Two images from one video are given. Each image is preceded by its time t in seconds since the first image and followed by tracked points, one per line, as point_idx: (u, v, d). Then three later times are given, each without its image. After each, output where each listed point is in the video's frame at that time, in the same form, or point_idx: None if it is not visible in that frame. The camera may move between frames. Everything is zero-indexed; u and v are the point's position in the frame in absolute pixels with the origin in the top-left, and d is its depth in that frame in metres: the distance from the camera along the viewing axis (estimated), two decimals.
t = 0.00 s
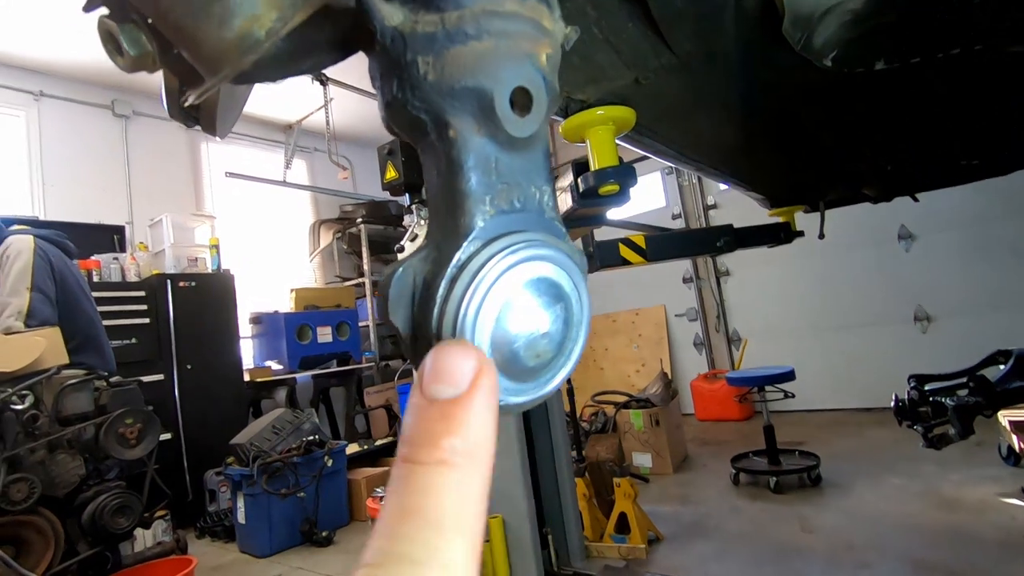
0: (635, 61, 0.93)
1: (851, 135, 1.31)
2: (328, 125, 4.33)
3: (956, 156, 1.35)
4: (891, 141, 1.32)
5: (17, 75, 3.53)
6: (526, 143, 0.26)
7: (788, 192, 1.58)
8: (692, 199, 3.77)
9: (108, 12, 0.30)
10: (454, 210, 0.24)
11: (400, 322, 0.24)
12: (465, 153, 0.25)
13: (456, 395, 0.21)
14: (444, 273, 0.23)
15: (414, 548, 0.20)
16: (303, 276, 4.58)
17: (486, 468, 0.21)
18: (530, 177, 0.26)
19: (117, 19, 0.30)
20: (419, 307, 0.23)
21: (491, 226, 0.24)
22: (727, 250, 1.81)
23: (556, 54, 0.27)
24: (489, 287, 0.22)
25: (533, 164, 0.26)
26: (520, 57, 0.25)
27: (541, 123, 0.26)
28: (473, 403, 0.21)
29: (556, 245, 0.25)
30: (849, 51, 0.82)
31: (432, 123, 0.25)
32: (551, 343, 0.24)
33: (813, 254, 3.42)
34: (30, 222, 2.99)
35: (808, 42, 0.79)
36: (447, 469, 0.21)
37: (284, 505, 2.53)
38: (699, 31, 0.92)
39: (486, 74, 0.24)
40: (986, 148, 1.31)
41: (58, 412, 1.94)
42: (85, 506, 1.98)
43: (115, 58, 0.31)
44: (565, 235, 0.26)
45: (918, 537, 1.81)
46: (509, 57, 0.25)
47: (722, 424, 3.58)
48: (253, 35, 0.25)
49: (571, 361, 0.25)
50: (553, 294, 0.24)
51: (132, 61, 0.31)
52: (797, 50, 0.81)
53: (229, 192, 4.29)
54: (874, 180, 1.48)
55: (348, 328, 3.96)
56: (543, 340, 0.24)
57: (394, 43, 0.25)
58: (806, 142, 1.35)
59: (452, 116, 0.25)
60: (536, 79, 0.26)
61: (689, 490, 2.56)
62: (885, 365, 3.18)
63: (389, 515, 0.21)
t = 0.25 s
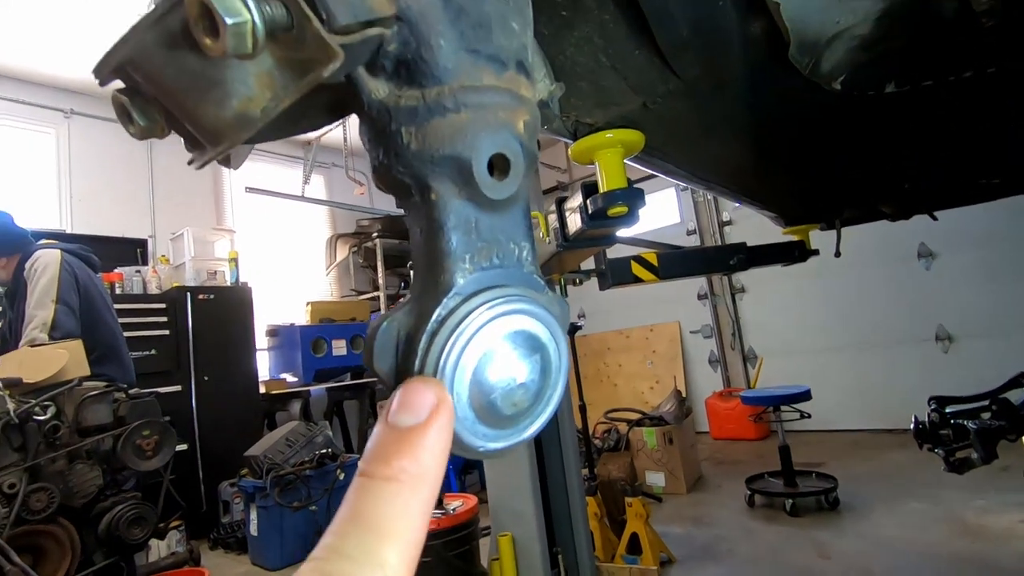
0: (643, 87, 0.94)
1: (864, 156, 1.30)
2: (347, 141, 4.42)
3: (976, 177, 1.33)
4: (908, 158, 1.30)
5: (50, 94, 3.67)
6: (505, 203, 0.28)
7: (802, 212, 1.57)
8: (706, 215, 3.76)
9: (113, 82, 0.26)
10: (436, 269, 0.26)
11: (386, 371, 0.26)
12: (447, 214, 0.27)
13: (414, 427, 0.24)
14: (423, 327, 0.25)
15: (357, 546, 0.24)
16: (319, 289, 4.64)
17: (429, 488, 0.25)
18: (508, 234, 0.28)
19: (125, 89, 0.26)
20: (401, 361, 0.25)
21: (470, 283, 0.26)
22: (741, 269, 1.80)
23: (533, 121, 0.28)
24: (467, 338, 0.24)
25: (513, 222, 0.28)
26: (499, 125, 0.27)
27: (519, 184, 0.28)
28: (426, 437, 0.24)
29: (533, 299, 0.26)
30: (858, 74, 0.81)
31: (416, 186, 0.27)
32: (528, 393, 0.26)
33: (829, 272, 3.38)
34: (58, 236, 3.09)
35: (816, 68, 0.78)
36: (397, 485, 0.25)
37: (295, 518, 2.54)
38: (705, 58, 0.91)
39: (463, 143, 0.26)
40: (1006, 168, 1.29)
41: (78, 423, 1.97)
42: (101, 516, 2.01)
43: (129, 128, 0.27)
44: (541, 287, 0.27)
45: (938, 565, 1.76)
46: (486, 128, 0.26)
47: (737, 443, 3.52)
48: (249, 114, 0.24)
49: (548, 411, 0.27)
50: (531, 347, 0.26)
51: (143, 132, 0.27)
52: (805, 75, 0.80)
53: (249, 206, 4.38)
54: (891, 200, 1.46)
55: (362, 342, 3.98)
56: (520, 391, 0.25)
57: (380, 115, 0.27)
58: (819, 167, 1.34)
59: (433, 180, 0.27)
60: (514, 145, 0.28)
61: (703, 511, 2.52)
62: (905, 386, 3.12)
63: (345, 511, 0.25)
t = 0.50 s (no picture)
0: (659, 102, 0.95)
1: (880, 168, 1.29)
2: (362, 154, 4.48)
3: (998, 188, 1.31)
4: (926, 171, 1.28)
5: (76, 110, 3.78)
6: (533, 228, 0.29)
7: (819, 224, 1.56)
8: (721, 227, 3.74)
9: (164, 111, 0.27)
10: (468, 291, 0.27)
11: (418, 393, 0.26)
12: (477, 238, 0.28)
13: (452, 463, 0.25)
14: (455, 349, 0.26)
15: None
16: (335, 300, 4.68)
17: (466, 524, 0.26)
18: (536, 257, 0.29)
19: (174, 118, 0.28)
20: (433, 382, 0.26)
21: (500, 304, 0.27)
22: (757, 281, 1.78)
23: (560, 149, 0.29)
24: (498, 358, 0.25)
25: (539, 245, 0.29)
26: (527, 153, 0.28)
27: (546, 210, 0.29)
28: (465, 473, 0.25)
29: (560, 321, 0.28)
30: (875, 89, 0.82)
31: (448, 212, 0.28)
32: (555, 412, 0.27)
33: (847, 284, 3.34)
34: (82, 248, 3.16)
35: (832, 81, 0.79)
36: (435, 519, 0.26)
37: (310, 529, 2.55)
38: (721, 75, 0.92)
39: (493, 170, 0.27)
40: None
41: (100, 433, 1.99)
42: (121, 526, 2.03)
43: (176, 156, 0.28)
44: (567, 309, 0.29)
45: None
46: (515, 157, 0.27)
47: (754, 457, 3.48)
48: (292, 146, 0.25)
49: (573, 429, 0.28)
50: (557, 366, 0.27)
51: (190, 160, 0.28)
52: (821, 89, 0.81)
53: (267, 218, 4.45)
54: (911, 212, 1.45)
55: (377, 353, 4.00)
56: (547, 410, 0.26)
57: (414, 144, 0.28)
58: (833, 180, 1.34)
59: (465, 206, 0.28)
60: (542, 172, 0.29)
61: (720, 527, 2.48)
62: (927, 400, 3.06)
63: (385, 545, 0.26)
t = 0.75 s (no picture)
0: (671, 114, 0.95)
1: (891, 176, 1.28)
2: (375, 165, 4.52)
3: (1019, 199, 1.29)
4: (941, 179, 1.26)
5: (97, 123, 3.86)
6: (554, 242, 0.29)
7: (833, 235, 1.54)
8: (734, 237, 3.72)
9: (196, 129, 0.28)
10: (490, 305, 0.27)
11: (440, 407, 0.27)
12: (499, 253, 0.28)
13: (499, 476, 0.25)
14: (478, 361, 0.26)
15: None
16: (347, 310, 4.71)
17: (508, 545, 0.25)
18: (556, 270, 0.29)
19: (205, 136, 0.28)
20: (456, 395, 0.26)
21: (521, 317, 0.27)
22: (771, 291, 1.76)
23: (579, 165, 0.30)
24: (521, 369, 0.26)
25: (560, 259, 0.29)
26: (548, 169, 0.28)
27: (567, 224, 0.29)
28: (512, 486, 0.24)
29: (580, 334, 0.28)
30: (891, 99, 0.81)
31: (469, 227, 0.29)
32: (575, 425, 0.27)
33: (862, 295, 3.30)
34: (101, 258, 3.22)
35: (846, 92, 0.79)
36: (477, 536, 0.24)
37: (321, 538, 2.55)
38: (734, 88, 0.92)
39: (515, 186, 0.27)
40: None
41: (117, 441, 2.02)
42: (136, 533, 2.04)
43: (204, 173, 0.28)
44: (587, 323, 0.29)
45: None
46: (536, 172, 0.28)
47: (769, 470, 3.43)
48: (321, 163, 0.26)
49: (593, 443, 0.28)
50: (577, 380, 0.27)
51: (219, 176, 0.28)
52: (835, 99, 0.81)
53: (281, 228, 4.50)
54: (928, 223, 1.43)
55: (388, 362, 4.01)
56: (568, 423, 0.26)
57: (438, 161, 0.28)
58: (841, 188, 1.33)
59: (487, 221, 0.28)
60: (562, 187, 0.29)
61: (735, 541, 2.44)
62: (947, 413, 3.00)
63: (418, 562, 0.24)
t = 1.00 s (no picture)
0: (684, 122, 0.96)
1: (891, 177, 1.24)
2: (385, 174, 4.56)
3: None
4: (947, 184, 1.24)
5: (114, 133, 3.93)
6: (576, 247, 0.29)
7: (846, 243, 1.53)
8: (744, 245, 3.70)
9: (226, 136, 0.28)
10: (513, 310, 0.28)
11: (465, 412, 0.27)
12: (522, 258, 0.28)
13: (589, 479, 0.26)
14: (501, 366, 0.26)
15: None
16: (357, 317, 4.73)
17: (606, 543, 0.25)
18: (579, 276, 0.29)
19: (234, 142, 0.29)
20: (480, 399, 0.27)
21: (544, 323, 0.27)
22: (783, 299, 1.75)
23: (601, 171, 0.30)
24: (545, 375, 0.26)
25: (582, 265, 0.29)
26: (572, 175, 0.28)
27: (590, 231, 0.29)
28: (601, 488, 0.26)
29: (604, 340, 0.28)
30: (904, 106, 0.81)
31: (494, 233, 0.29)
32: (599, 429, 0.28)
33: (875, 304, 3.27)
34: (117, 265, 3.27)
35: (859, 99, 0.79)
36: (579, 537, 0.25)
37: (331, 546, 2.55)
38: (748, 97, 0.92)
39: (540, 193, 0.28)
40: None
41: (131, 446, 2.04)
42: (148, 538, 2.05)
43: (233, 179, 0.29)
44: (610, 329, 0.29)
45: None
46: (561, 178, 0.28)
47: (782, 481, 3.38)
48: (346, 169, 0.26)
49: (617, 445, 0.29)
50: (599, 386, 0.28)
51: (248, 182, 0.28)
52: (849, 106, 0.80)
53: (292, 236, 4.54)
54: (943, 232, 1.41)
55: (398, 369, 4.01)
56: (592, 429, 0.27)
57: (462, 167, 0.29)
58: (836, 188, 1.29)
59: (511, 227, 0.28)
60: (585, 193, 0.29)
61: (748, 552, 2.41)
62: (964, 424, 2.95)
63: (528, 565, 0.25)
